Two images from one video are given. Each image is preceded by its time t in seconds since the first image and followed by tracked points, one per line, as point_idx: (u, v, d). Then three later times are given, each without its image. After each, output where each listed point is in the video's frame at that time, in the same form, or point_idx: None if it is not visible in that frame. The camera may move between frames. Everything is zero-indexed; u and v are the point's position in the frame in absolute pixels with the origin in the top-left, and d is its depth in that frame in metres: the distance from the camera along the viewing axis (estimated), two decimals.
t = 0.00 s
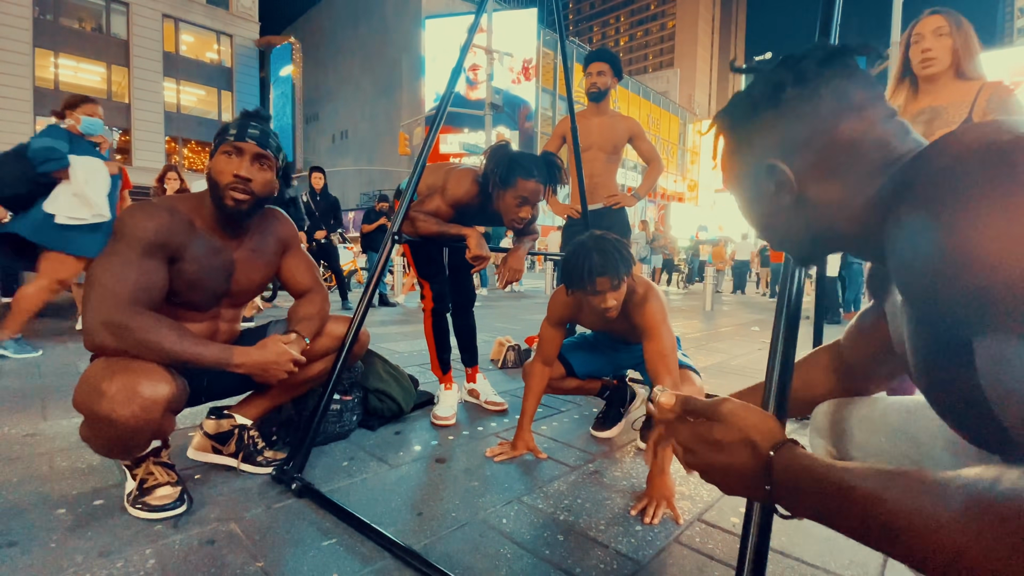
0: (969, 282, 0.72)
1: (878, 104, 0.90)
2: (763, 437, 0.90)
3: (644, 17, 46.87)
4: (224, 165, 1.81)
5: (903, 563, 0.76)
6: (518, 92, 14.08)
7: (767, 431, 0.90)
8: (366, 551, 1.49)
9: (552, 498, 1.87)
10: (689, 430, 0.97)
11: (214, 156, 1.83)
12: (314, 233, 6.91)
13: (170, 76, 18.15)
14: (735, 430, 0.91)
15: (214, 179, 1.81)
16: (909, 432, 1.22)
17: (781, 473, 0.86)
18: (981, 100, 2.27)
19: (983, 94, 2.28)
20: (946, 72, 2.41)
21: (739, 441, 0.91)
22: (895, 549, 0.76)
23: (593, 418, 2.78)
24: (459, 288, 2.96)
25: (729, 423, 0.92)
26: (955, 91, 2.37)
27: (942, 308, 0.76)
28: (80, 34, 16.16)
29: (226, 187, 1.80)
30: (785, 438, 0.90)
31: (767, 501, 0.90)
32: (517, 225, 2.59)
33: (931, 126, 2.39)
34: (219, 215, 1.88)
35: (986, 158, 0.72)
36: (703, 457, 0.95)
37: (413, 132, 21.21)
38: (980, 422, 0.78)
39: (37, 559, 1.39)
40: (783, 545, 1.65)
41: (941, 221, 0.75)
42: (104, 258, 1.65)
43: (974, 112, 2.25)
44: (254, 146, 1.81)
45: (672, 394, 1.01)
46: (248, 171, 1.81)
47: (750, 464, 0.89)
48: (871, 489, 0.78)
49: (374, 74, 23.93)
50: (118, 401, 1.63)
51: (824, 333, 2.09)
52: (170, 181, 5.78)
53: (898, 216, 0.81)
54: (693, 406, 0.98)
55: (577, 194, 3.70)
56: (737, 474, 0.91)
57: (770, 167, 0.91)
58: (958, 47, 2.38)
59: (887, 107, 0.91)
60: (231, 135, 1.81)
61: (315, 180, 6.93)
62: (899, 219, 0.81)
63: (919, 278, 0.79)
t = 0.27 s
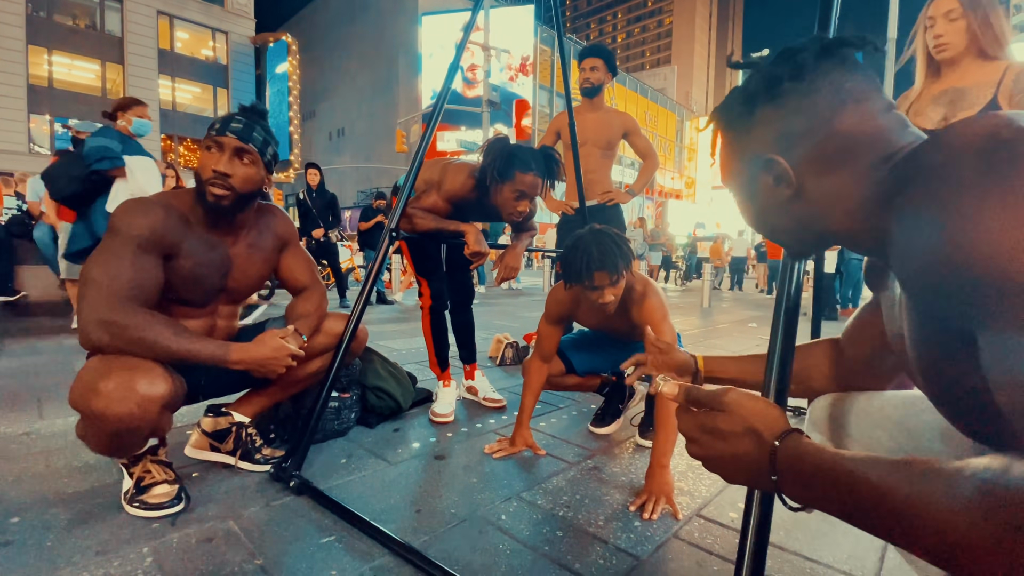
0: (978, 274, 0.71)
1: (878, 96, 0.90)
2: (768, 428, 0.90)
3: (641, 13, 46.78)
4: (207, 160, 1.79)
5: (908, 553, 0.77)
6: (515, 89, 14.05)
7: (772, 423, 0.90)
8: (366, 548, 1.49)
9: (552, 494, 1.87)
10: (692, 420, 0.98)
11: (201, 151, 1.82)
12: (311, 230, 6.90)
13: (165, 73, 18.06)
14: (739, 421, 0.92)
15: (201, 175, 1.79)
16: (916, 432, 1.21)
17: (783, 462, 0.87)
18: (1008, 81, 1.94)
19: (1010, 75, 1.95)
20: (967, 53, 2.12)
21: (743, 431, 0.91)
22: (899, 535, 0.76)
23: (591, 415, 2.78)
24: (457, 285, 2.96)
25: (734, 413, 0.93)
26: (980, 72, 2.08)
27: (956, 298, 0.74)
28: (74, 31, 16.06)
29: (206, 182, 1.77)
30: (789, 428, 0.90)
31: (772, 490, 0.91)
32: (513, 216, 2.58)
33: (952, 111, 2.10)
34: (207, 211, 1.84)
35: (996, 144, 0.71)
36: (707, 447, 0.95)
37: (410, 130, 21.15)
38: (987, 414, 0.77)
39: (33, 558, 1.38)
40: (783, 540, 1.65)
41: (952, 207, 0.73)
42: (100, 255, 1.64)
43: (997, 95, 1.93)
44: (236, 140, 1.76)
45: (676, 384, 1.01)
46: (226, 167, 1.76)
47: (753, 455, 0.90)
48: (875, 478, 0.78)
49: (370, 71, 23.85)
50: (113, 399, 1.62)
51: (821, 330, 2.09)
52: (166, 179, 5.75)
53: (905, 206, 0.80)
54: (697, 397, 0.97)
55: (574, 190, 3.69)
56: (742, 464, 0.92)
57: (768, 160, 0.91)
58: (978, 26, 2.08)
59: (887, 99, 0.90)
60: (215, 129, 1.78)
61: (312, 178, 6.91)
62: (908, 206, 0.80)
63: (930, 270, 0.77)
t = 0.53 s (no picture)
0: (965, 293, 0.62)
1: (839, 125, 0.88)
2: (781, 464, 0.81)
3: (637, 10, 46.73)
4: (195, 156, 1.78)
5: None
6: (511, 85, 14.04)
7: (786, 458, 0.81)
8: (358, 549, 1.48)
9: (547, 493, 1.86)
10: (694, 459, 0.85)
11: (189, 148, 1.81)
12: (307, 228, 6.89)
13: (160, 70, 17.99)
14: (749, 459, 0.81)
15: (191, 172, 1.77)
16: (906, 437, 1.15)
17: (809, 500, 0.78)
18: None
19: None
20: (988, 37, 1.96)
21: (755, 470, 0.81)
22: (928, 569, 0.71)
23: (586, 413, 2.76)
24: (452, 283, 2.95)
25: (741, 450, 0.81)
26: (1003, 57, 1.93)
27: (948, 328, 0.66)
28: (68, 28, 15.97)
29: (194, 179, 1.76)
30: (804, 462, 0.81)
31: (787, 531, 0.82)
32: (499, 207, 2.56)
33: (973, 97, 1.97)
34: (196, 209, 1.82)
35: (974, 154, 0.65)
36: (715, 490, 0.83)
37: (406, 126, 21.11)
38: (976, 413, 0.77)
39: (23, 561, 1.37)
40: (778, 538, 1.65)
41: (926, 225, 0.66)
42: (88, 255, 1.63)
43: None
44: (224, 136, 1.75)
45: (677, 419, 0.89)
46: (213, 163, 1.76)
47: (771, 495, 0.80)
48: (911, 514, 0.72)
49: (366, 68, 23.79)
50: (103, 400, 1.61)
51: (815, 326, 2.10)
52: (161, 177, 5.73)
53: (884, 220, 0.72)
54: (699, 433, 0.86)
55: (567, 188, 3.69)
56: (759, 506, 0.81)
57: (741, 185, 0.87)
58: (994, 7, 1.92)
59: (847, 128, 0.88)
60: (203, 125, 1.78)
61: (309, 175, 6.88)
62: (886, 222, 0.72)
63: (913, 290, 0.67)
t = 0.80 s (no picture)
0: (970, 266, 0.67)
1: (847, 98, 0.89)
2: (740, 458, 0.87)
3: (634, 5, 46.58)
4: (185, 152, 1.76)
5: None
6: (507, 82, 13.98)
7: (745, 451, 0.87)
8: (352, 548, 1.48)
9: (541, 491, 1.86)
10: (666, 453, 0.93)
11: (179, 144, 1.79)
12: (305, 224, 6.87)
13: (154, 67, 17.88)
14: (711, 452, 0.88)
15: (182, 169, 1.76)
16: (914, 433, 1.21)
17: (757, 492, 0.83)
18: None
19: None
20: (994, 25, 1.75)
21: (718, 463, 0.87)
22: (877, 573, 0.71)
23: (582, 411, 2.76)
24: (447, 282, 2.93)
25: (706, 445, 0.88)
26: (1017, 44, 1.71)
27: (940, 309, 0.73)
28: (61, 25, 15.86)
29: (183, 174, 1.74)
30: (765, 458, 0.87)
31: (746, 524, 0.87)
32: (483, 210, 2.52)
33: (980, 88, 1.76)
34: (185, 208, 1.80)
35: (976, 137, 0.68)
36: (682, 481, 0.92)
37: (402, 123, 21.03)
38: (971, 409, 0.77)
39: (13, 562, 1.36)
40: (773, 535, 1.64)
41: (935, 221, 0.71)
42: (77, 254, 1.61)
43: None
44: (215, 133, 1.74)
45: (650, 416, 0.95)
46: (202, 158, 1.74)
47: (727, 486, 0.87)
48: (847, 513, 0.73)
49: (362, 65, 23.68)
50: (92, 401, 1.60)
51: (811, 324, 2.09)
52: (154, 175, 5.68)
53: (899, 195, 0.77)
54: (669, 429, 0.93)
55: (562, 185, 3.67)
56: (718, 497, 0.88)
57: (748, 159, 0.88)
58: None
59: (855, 102, 0.89)
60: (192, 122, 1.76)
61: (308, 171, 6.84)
62: (897, 203, 0.77)
63: (923, 270, 0.73)
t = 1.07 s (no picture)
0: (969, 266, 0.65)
1: (856, 79, 0.87)
2: (740, 425, 0.90)
3: None
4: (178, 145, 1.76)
5: (889, 568, 0.73)
6: (504, 77, 13.95)
7: (744, 419, 0.90)
8: (349, 546, 1.47)
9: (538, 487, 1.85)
10: (663, 418, 0.98)
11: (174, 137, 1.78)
12: (306, 220, 6.86)
13: (149, 63, 17.80)
14: (709, 418, 0.92)
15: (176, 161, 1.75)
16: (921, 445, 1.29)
17: (760, 460, 0.86)
18: None
19: None
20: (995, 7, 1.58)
21: (716, 429, 0.91)
22: (876, 549, 0.73)
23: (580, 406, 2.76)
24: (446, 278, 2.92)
25: (702, 411, 0.92)
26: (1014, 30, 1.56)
27: (942, 305, 0.70)
28: (55, 21, 15.75)
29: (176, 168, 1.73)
30: (763, 424, 0.90)
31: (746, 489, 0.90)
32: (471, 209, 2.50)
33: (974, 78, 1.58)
34: (178, 201, 1.79)
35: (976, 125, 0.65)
36: (678, 445, 0.96)
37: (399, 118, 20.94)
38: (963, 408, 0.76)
39: (8, 561, 1.36)
40: (770, 530, 1.65)
41: (928, 203, 0.69)
42: (69, 251, 1.60)
43: None
44: (208, 124, 1.73)
45: (644, 382, 1.00)
46: (195, 150, 1.73)
47: (726, 451, 0.90)
48: (851, 487, 0.75)
49: (358, 60, 23.59)
50: (87, 399, 1.59)
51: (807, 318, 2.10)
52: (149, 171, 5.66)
53: (900, 179, 0.73)
54: (664, 394, 0.98)
55: (559, 180, 3.66)
56: (715, 462, 0.92)
57: (752, 142, 0.87)
58: None
59: (867, 83, 0.87)
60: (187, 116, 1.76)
61: (308, 167, 6.81)
62: (895, 189, 0.74)
63: (921, 264, 0.71)
